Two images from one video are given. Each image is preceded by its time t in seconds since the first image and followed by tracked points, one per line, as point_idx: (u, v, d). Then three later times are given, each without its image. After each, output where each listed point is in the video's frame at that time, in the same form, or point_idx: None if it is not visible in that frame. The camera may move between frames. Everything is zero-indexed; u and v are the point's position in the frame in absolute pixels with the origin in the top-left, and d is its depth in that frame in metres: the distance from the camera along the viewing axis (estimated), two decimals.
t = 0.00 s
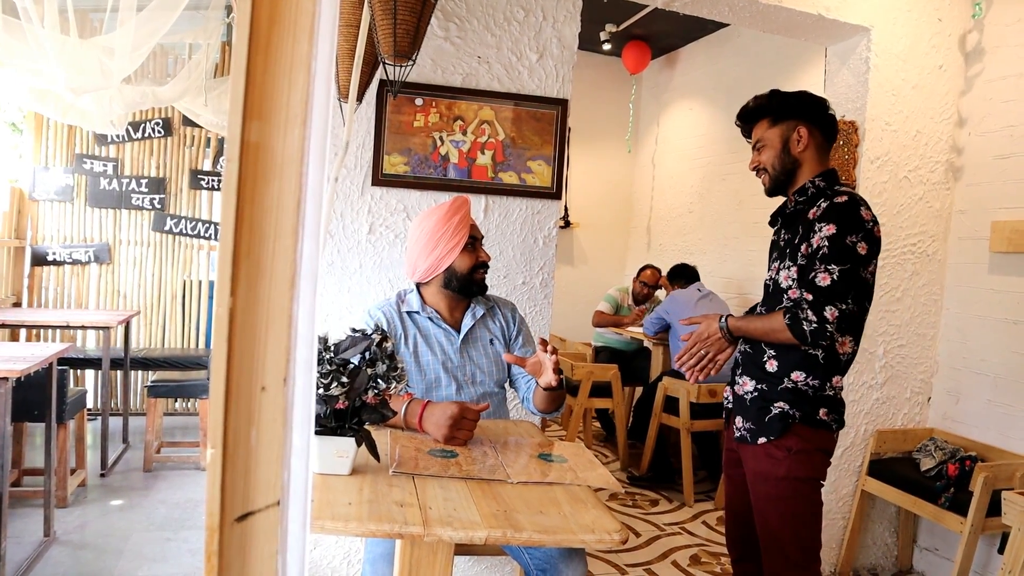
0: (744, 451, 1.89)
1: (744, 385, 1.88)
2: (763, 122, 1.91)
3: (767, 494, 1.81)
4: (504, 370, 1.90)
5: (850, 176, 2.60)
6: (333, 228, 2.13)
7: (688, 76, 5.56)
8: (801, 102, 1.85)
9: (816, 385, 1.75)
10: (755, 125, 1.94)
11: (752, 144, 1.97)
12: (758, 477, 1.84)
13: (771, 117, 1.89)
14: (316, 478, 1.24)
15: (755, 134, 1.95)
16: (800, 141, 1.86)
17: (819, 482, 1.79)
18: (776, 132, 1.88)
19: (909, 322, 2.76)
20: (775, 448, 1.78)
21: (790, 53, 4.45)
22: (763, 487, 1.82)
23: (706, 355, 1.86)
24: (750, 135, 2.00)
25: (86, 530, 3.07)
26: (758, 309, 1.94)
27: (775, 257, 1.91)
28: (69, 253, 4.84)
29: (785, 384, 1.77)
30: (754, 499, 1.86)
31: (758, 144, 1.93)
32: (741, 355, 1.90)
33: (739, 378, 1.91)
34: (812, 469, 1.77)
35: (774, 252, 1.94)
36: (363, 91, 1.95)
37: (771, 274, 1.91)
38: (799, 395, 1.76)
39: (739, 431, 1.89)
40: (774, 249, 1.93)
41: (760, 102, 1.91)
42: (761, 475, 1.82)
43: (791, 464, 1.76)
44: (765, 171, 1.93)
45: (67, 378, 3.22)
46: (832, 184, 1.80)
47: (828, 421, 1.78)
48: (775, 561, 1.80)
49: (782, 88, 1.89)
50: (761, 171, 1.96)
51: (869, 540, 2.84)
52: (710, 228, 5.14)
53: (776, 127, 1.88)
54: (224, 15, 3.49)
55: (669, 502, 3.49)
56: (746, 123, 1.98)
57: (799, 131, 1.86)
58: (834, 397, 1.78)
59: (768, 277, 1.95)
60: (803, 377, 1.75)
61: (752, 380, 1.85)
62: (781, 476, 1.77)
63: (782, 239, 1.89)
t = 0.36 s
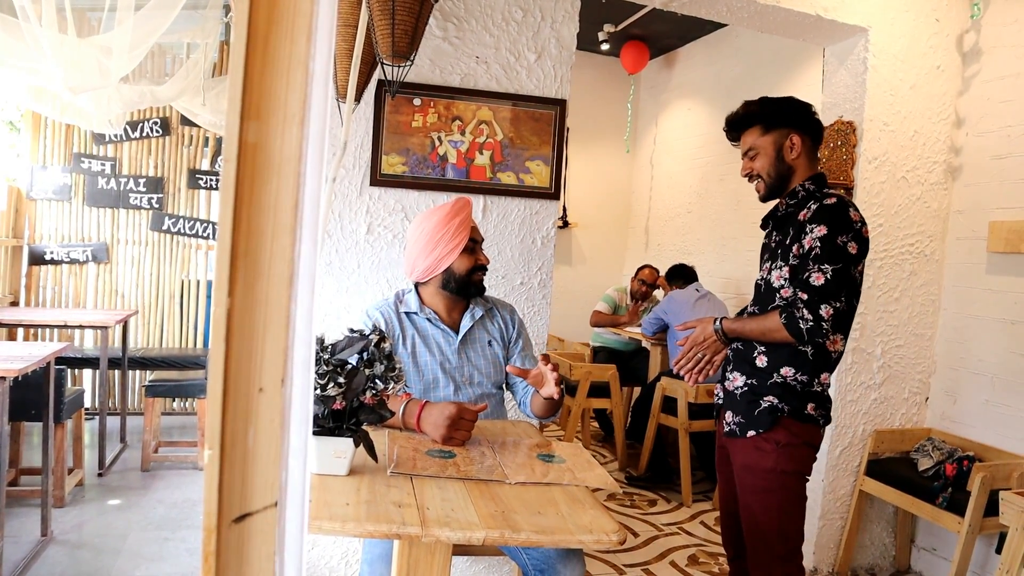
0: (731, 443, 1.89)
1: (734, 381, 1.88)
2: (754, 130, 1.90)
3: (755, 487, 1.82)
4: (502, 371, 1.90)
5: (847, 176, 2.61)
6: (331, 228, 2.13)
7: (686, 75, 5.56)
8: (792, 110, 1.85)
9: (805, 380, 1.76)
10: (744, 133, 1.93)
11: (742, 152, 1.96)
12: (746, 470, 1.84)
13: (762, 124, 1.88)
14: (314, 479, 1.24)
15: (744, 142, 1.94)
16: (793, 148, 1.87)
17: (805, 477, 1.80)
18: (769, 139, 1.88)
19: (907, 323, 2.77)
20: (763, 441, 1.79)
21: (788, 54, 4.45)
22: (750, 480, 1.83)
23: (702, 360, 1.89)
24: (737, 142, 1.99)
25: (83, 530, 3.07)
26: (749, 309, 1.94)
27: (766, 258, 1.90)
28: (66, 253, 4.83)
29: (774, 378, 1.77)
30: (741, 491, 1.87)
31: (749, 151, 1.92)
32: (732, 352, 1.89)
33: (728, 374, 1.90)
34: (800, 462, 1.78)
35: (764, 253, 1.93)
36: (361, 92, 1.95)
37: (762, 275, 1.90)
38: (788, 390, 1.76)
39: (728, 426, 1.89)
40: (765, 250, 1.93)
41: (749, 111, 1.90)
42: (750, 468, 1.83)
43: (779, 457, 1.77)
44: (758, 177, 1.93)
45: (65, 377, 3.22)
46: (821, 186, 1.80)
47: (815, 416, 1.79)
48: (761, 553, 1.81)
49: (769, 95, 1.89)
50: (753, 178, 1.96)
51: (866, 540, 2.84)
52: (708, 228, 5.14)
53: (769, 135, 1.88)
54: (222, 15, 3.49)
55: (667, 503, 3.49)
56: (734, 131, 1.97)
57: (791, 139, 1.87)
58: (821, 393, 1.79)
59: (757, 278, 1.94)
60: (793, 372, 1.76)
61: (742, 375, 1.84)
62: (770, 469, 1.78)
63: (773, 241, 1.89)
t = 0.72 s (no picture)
0: (733, 439, 1.88)
1: (741, 381, 1.86)
2: (735, 139, 1.88)
3: (752, 483, 1.81)
4: (502, 370, 1.90)
5: (847, 175, 2.61)
6: (331, 228, 2.13)
7: (685, 75, 5.56)
8: (771, 118, 1.86)
9: (814, 376, 1.79)
10: (722, 142, 1.91)
11: (720, 162, 1.94)
12: (746, 465, 1.83)
13: (744, 132, 1.87)
14: (314, 478, 1.24)
15: (723, 152, 1.91)
16: (775, 154, 1.89)
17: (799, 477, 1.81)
18: (753, 147, 1.87)
19: (907, 322, 2.77)
20: (772, 438, 1.78)
21: (787, 53, 4.45)
22: (748, 473, 1.82)
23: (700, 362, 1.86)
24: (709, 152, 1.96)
25: (83, 530, 3.07)
26: (744, 312, 1.93)
27: (759, 261, 1.89)
28: (66, 254, 4.83)
29: (785, 377, 1.78)
30: (735, 485, 1.86)
31: (732, 159, 1.89)
32: (737, 355, 1.87)
33: (733, 376, 1.89)
34: (797, 459, 1.80)
35: (753, 256, 1.93)
36: (360, 91, 1.95)
37: (758, 278, 1.89)
38: (800, 387, 1.77)
39: (734, 424, 1.87)
40: (754, 254, 1.93)
41: (728, 120, 1.88)
42: (751, 463, 1.82)
43: (786, 454, 1.77)
44: (743, 184, 1.90)
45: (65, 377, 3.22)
46: (808, 188, 1.83)
47: (820, 414, 1.82)
48: (743, 545, 1.82)
49: (745, 103, 1.89)
50: (734, 186, 1.94)
51: (866, 538, 2.84)
52: (708, 227, 5.14)
53: (751, 143, 1.87)
54: (221, 15, 3.48)
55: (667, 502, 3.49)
56: (710, 142, 1.94)
57: (773, 145, 1.88)
58: (827, 389, 1.83)
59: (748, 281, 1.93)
60: (803, 369, 1.78)
61: (750, 376, 1.84)
62: (773, 465, 1.78)
63: (763, 244, 1.89)
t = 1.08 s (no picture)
0: (734, 438, 1.87)
1: (740, 379, 1.85)
2: (724, 151, 1.87)
3: (756, 482, 1.81)
4: (502, 370, 1.90)
5: (847, 175, 2.61)
6: (331, 227, 2.13)
7: (685, 74, 5.56)
8: (755, 124, 1.85)
9: (812, 372, 1.80)
10: (711, 155, 1.90)
11: (712, 174, 1.93)
12: (749, 464, 1.83)
13: (731, 142, 1.85)
14: (314, 477, 1.24)
15: (713, 164, 1.90)
16: (766, 159, 1.88)
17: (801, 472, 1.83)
18: (742, 155, 1.86)
19: (906, 321, 2.77)
20: (775, 436, 1.78)
21: (787, 52, 4.45)
22: (752, 472, 1.82)
23: (687, 357, 1.80)
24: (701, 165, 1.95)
25: (83, 529, 3.06)
26: (739, 308, 1.93)
27: (757, 259, 1.89)
28: (66, 253, 4.82)
29: (785, 373, 1.78)
30: (738, 484, 1.86)
31: (724, 171, 1.88)
32: (734, 352, 1.87)
33: (732, 374, 1.88)
34: (799, 456, 1.81)
35: (749, 254, 1.93)
36: (360, 90, 1.95)
37: (755, 276, 1.89)
38: (800, 383, 1.78)
39: (734, 422, 1.87)
40: (750, 252, 1.92)
41: (714, 134, 1.87)
42: (753, 462, 1.82)
43: (789, 450, 1.78)
44: (739, 193, 1.89)
45: (64, 377, 3.22)
46: (806, 188, 1.84)
47: (820, 408, 1.84)
48: (750, 545, 1.82)
49: (727, 114, 1.87)
50: (730, 195, 1.93)
51: (866, 538, 2.84)
52: (707, 227, 5.14)
53: (740, 152, 1.86)
54: (221, 14, 3.48)
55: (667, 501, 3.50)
56: (700, 156, 1.93)
57: (761, 150, 1.87)
58: (825, 383, 1.84)
59: (744, 278, 1.93)
60: (802, 365, 1.78)
61: (750, 373, 1.83)
62: (777, 463, 1.78)
63: (760, 243, 1.89)
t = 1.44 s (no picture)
0: (738, 439, 1.87)
1: (744, 380, 1.86)
2: (716, 157, 1.91)
3: (759, 483, 1.81)
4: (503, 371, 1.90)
5: (847, 176, 2.61)
6: (331, 227, 2.12)
7: (686, 75, 5.56)
8: (747, 129, 1.88)
9: (818, 368, 1.79)
10: (705, 161, 1.94)
11: (708, 179, 1.97)
12: (753, 465, 1.83)
13: (722, 148, 1.89)
14: (313, 477, 1.24)
15: (708, 170, 1.95)
16: (757, 163, 1.90)
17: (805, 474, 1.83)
18: (734, 160, 1.89)
19: (906, 323, 2.77)
20: (779, 437, 1.78)
21: (788, 53, 4.45)
22: (755, 474, 1.82)
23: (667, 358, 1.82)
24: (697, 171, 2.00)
25: (82, 529, 3.06)
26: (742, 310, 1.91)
27: (756, 260, 1.88)
28: (66, 252, 4.82)
29: (790, 372, 1.77)
30: (741, 485, 1.86)
31: (717, 176, 1.92)
32: (736, 353, 1.88)
33: (736, 375, 1.88)
34: (802, 459, 1.81)
35: (750, 257, 1.92)
36: (360, 91, 1.95)
37: (756, 276, 1.88)
38: (805, 382, 1.77)
39: (737, 424, 1.87)
40: (750, 253, 1.92)
41: (706, 141, 1.92)
42: (757, 463, 1.82)
43: (792, 452, 1.78)
44: (733, 198, 1.93)
45: (64, 375, 3.22)
46: (799, 186, 1.83)
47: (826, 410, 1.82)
48: (750, 546, 1.82)
49: (720, 120, 1.91)
50: (727, 199, 1.97)
51: (865, 539, 2.84)
52: (708, 228, 5.14)
53: (731, 158, 1.89)
54: (221, 14, 3.48)
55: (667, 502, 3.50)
56: (695, 163, 1.97)
57: (754, 153, 1.89)
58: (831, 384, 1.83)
59: (746, 280, 1.92)
60: (806, 362, 1.77)
61: (753, 374, 1.83)
62: (781, 465, 1.78)
63: (758, 244, 1.89)
